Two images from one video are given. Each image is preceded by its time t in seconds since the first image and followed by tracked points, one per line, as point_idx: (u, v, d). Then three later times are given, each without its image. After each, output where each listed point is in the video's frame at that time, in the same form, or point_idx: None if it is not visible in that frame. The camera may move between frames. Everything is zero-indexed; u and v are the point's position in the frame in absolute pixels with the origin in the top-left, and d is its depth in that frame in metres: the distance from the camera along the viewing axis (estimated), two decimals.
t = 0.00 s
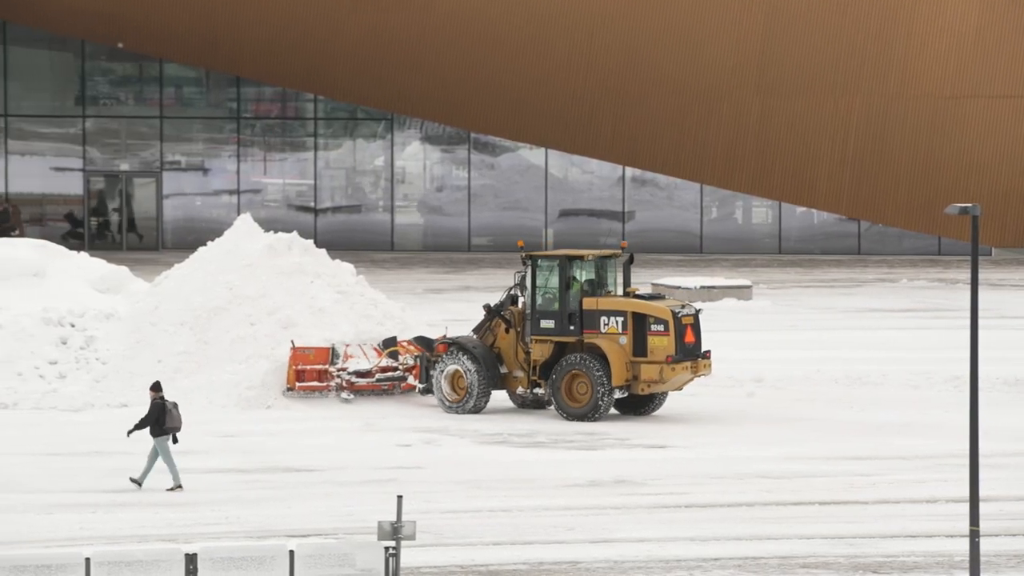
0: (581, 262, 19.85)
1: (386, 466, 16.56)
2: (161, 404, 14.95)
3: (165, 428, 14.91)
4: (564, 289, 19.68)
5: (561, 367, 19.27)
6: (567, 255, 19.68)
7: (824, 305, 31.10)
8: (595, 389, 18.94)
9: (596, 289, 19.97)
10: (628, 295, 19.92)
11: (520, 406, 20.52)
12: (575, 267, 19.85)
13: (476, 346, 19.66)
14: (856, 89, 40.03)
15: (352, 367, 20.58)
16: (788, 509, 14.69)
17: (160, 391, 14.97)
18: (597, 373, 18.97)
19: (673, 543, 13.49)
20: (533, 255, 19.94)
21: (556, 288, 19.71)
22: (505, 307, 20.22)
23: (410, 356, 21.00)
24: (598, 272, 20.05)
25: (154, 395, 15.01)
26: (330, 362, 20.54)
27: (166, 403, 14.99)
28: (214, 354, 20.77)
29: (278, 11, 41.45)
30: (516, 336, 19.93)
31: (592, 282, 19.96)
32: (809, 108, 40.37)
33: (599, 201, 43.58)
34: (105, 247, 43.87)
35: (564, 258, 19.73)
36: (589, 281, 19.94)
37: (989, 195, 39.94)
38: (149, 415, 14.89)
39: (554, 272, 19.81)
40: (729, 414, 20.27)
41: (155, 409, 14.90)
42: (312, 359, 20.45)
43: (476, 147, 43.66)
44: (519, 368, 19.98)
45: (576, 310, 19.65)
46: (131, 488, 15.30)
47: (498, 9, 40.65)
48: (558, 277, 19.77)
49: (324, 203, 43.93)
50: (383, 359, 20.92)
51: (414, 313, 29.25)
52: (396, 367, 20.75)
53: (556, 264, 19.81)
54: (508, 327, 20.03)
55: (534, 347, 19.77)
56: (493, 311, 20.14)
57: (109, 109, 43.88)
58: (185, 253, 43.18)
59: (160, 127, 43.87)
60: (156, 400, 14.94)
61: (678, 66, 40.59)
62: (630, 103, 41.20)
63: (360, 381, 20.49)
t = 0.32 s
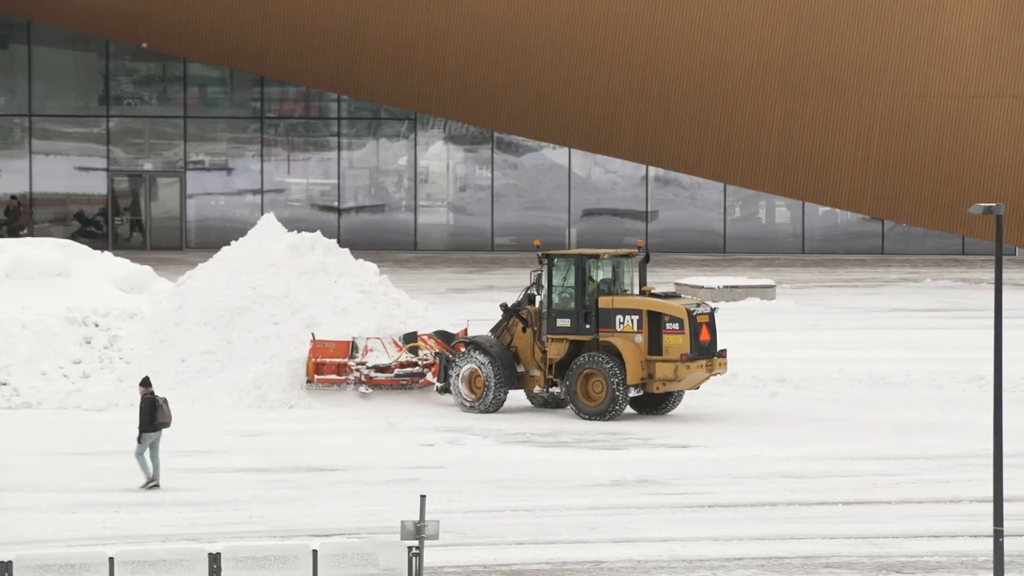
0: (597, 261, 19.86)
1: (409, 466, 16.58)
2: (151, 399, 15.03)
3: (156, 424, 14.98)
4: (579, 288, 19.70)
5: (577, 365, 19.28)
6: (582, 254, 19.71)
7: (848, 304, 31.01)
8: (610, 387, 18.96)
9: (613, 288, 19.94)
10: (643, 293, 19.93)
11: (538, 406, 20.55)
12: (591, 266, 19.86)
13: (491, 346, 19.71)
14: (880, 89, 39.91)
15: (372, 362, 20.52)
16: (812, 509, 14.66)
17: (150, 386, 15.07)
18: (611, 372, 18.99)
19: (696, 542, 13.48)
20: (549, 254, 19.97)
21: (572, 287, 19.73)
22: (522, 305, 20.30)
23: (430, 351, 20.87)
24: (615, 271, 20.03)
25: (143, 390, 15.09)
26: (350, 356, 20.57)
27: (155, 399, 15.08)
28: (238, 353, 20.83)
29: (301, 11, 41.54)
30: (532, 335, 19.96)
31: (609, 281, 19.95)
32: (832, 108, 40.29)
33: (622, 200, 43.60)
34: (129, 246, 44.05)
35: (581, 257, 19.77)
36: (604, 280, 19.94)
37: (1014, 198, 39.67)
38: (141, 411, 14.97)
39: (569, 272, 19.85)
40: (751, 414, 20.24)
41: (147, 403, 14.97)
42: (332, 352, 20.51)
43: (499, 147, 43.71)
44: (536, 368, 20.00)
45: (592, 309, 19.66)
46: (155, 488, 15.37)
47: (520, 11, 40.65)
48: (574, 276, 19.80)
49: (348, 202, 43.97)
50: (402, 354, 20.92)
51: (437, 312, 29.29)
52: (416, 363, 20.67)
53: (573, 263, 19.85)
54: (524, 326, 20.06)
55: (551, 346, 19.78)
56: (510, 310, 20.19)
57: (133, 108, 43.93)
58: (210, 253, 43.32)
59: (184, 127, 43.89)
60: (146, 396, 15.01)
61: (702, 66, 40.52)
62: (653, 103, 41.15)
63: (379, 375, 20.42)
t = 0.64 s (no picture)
0: (604, 261, 19.84)
1: (420, 466, 16.59)
2: (126, 401, 15.03)
3: (133, 425, 15.03)
4: (585, 288, 19.69)
5: (582, 365, 19.29)
6: (588, 254, 19.69)
7: (859, 304, 30.97)
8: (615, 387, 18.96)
9: (619, 288, 19.91)
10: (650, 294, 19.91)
11: (546, 406, 20.55)
12: (596, 266, 19.84)
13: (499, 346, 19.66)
14: (891, 89, 39.86)
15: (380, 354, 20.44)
16: (823, 509, 14.65)
17: (125, 388, 15.05)
18: (615, 372, 19.01)
19: (707, 542, 13.49)
20: (556, 253, 19.98)
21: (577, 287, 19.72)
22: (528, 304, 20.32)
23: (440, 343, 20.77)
24: (622, 272, 19.98)
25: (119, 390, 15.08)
26: (358, 347, 20.43)
27: (131, 399, 15.06)
28: (249, 353, 20.86)
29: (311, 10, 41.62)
30: (539, 335, 19.96)
31: (616, 281, 19.91)
32: (844, 109, 40.25)
33: (633, 200, 43.58)
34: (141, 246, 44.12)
35: (587, 257, 19.74)
36: (611, 281, 19.90)
37: None
38: (117, 414, 14.99)
39: (575, 272, 19.83)
40: (761, 414, 20.22)
41: (122, 406, 14.99)
42: (340, 341, 20.42)
43: (510, 147, 43.69)
44: (542, 368, 20.00)
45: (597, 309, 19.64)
46: (165, 487, 15.40)
47: (532, 11, 40.75)
48: (579, 276, 19.79)
49: (359, 203, 43.96)
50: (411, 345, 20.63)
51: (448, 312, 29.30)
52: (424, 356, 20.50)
53: (579, 263, 19.84)
54: (531, 326, 20.07)
55: (556, 346, 19.79)
56: (517, 309, 20.20)
57: (145, 108, 43.96)
58: (221, 253, 43.39)
59: (195, 126, 43.93)
60: (122, 398, 15.02)
61: (712, 68, 40.55)
62: (664, 103, 41.12)
63: (386, 368, 20.36)
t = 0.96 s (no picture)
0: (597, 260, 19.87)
1: (422, 464, 16.62)
2: (96, 399, 15.14)
3: (100, 423, 15.07)
4: (578, 287, 19.72)
5: (574, 364, 19.29)
6: (581, 252, 19.74)
7: (861, 303, 30.97)
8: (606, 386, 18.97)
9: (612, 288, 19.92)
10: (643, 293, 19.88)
11: (542, 403, 20.58)
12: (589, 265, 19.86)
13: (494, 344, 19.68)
14: (893, 88, 39.85)
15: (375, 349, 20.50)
16: (824, 508, 14.65)
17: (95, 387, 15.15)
18: (608, 372, 19.00)
19: (709, 541, 13.48)
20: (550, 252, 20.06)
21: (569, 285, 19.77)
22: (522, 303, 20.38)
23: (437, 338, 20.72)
24: (615, 271, 20.01)
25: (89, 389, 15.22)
26: (354, 342, 20.47)
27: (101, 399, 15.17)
28: (252, 351, 20.89)
29: (312, 10, 41.62)
30: (533, 333, 20.02)
31: (609, 280, 19.91)
32: (846, 108, 40.24)
33: (635, 198, 43.63)
34: (142, 244, 44.11)
35: (579, 256, 19.80)
36: (604, 280, 19.92)
37: None
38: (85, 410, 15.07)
39: (568, 271, 19.89)
40: (762, 412, 20.22)
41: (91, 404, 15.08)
42: (335, 337, 20.49)
43: (512, 145, 43.71)
44: (537, 366, 20.06)
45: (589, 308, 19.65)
46: (167, 485, 15.40)
47: (535, 10, 40.73)
48: (572, 275, 19.84)
49: (361, 201, 43.93)
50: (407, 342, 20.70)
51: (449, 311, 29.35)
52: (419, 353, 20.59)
53: (572, 263, 19.90)
54: (526, 324, 20.14)
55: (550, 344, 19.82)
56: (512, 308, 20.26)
57: (147, 107, 43.97)
58: (222, 251, 43.40)
59: (197, 125, 43.94)
60: (91, 395, 15.13)
61: (715, 67, 40.55)
62: (667, 102, 41.13)
63: (380, 363, 20.45)
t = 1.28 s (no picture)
0: (586, 256, 19.85)
1: (420, 462, 16.61)
2: (64, 395, 15.28)
3: (67, 417, 15.17)
4: (567, 283, 19.67)
5: (563, 360, 19.32)
6: (570, 248, 19.70)
7: (859, 300, 30.98)
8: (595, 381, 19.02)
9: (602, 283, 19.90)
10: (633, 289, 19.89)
11: (531, 400, 20.58)
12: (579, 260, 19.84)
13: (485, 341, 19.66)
14: (892, 84, 39.84)
15: (369, 341, 20.35)
16: (822, 506, 14.64)
17: (63, 382, 15.33)
18: (597, 367, 19.06)
19: (709, 538, 13.48)
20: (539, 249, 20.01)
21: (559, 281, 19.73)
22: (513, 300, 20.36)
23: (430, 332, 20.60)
24: (605, 267, 19.98)
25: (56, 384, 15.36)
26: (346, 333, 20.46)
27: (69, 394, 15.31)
28: (252, 348, 20.89)
29: (311, 8, 41.63)
30: (524, 330, 19.97)
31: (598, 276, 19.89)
32: (845, 104, 40.24)
33: (634, 195, 43.65)
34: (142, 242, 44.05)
35: (569, 252, 19.76)
36: (594, 275, 19.90)
37: None
38: (53, 405, 15.20)
39: (558, 267, 19.83)
40: (760, 409, 20.21)
41: (58, 398, 15.22)
42: (329, 328, 20.58)
43: (511, 143, 43.73)
44: (528, 363, 20.02)
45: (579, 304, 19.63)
46: (164, 483, 15.42)
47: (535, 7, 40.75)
48: (561, 271, 19.78)
49: (360, 198, 43.89)
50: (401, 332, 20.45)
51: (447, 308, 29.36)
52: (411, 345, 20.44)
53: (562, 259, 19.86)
54: (517, 321, 20.09)
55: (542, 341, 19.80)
56: (503, 305, 20.22)
57: (146, 104, 43.99)
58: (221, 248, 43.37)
59: (196, 122, 43.97)
60: (59, 389, 15.27)
61: (713, 63, 40.53)
62: (666, 98, 41.15)
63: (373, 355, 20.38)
